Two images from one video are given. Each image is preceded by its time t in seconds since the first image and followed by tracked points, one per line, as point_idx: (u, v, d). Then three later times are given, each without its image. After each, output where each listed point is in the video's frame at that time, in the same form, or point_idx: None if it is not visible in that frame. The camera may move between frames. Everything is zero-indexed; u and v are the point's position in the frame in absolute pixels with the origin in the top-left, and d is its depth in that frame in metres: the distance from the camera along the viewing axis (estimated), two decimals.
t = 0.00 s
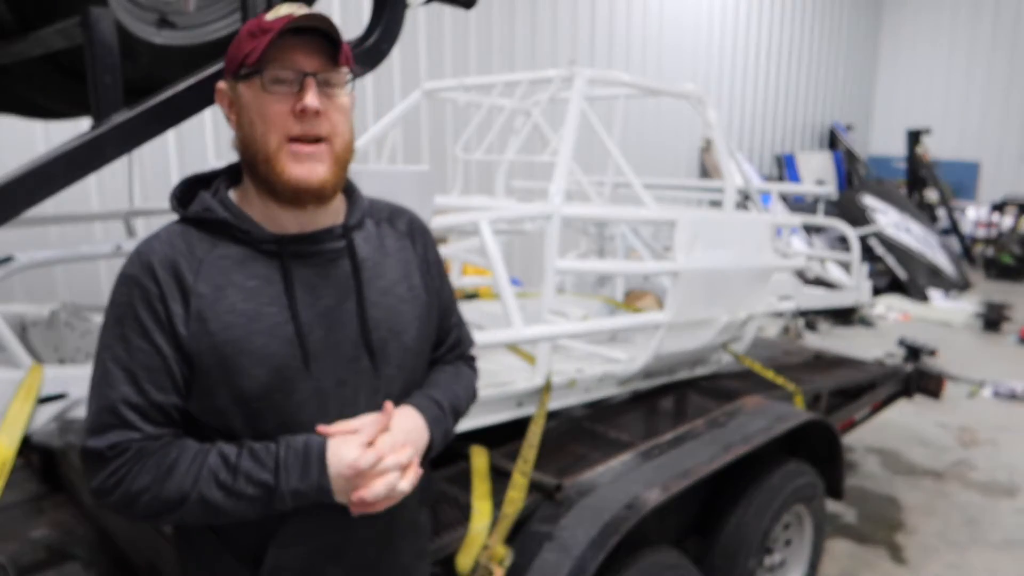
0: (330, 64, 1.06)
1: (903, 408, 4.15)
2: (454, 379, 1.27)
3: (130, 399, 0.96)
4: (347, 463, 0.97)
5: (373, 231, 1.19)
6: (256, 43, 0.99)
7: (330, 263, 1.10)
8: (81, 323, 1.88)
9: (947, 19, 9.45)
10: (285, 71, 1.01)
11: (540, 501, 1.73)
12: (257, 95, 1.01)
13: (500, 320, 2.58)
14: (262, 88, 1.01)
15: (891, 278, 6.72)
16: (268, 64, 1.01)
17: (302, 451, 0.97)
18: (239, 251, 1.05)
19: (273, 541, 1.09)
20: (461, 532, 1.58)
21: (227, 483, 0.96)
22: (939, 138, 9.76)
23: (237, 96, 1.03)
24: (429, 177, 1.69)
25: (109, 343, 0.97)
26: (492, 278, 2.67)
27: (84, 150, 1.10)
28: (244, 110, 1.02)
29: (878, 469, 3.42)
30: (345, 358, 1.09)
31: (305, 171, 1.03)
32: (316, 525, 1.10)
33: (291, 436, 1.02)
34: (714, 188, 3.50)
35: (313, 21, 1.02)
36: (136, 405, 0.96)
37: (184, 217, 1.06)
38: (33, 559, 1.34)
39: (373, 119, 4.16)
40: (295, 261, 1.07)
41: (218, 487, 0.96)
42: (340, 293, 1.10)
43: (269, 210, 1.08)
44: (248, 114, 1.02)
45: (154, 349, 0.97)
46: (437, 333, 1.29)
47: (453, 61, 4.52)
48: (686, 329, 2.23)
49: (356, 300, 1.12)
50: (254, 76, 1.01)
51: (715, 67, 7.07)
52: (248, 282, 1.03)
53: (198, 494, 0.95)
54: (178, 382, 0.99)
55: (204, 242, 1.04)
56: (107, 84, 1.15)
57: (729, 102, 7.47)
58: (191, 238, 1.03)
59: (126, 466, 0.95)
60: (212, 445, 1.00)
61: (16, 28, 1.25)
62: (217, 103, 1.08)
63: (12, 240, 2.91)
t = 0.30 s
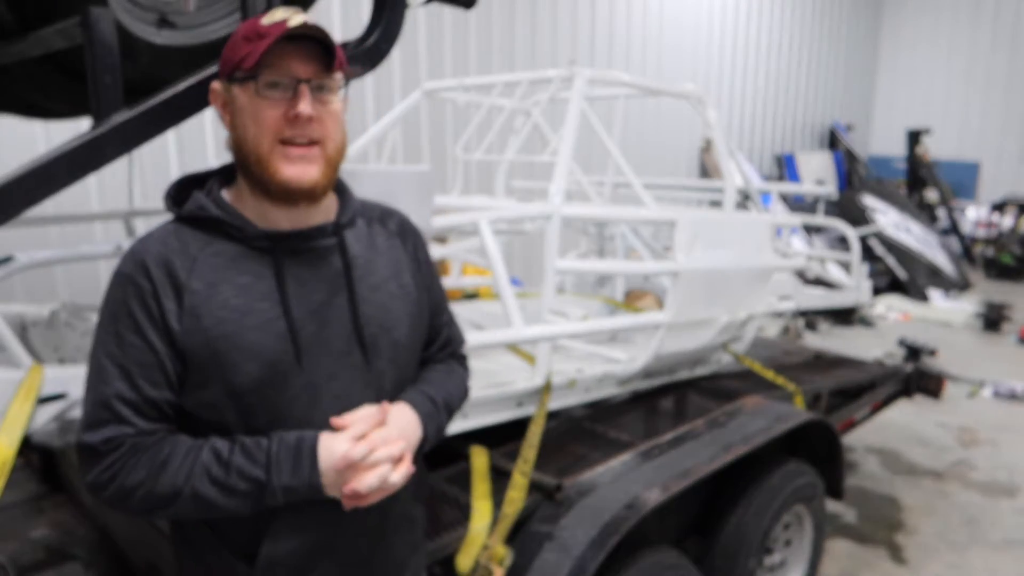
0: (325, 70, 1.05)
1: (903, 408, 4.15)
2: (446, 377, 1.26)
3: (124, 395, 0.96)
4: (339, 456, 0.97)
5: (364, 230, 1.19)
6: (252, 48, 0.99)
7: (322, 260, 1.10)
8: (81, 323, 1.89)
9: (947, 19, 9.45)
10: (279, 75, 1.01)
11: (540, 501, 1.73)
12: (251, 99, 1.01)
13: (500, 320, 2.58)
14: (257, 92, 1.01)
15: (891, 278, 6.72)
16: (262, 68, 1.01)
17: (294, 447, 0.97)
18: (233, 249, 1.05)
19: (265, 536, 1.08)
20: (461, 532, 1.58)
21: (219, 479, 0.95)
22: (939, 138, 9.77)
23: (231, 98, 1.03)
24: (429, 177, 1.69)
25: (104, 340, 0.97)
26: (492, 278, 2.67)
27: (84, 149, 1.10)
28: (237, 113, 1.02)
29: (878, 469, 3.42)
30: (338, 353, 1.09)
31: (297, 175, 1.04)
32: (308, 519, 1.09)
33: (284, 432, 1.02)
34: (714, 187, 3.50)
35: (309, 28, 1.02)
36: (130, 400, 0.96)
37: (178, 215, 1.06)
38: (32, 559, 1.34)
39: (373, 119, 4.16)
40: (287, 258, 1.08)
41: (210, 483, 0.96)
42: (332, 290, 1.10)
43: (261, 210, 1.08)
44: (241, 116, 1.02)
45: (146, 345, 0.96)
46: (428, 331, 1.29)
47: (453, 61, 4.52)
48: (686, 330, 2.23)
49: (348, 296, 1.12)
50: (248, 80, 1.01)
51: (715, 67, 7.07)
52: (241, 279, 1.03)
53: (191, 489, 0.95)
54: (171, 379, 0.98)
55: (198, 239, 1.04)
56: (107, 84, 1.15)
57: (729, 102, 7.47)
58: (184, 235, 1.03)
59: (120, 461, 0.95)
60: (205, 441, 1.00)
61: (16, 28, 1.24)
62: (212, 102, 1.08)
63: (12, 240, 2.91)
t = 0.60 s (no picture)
0: (309, 65, 1.05)
1: (903, 408, 4.15)
2: (440, 373, 1.27)
3: (122, 399, 0.96)
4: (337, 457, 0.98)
5: (358, 230, 1.18)
6: (234, 48, 0.99)
7: (317, 260, 1.10)
8: (81, 322, 1.89)
9: (947, 18, 9.45)
10: (263, 73, 1.01)
11: (540, 500, 1.73)
12: (237, 99, 1.01)
13: (500, 320, 2.59)
14: (242, 91, 1.01)
15: (891, 278, 6.73)
16: (246, 67, 1.00)
17: (292, 449, 0.97)
18: (230, 251, 1.05)
19: (264, 534, 1.08)
20: (460, 532, 1.58)
21: (219, 480, 0.96)
22: (939, 138, 9.77)
23: (218, 100, 1.02)
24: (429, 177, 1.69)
25: (101, 345, 0.97)
26: (492, 278, 2.67)
27: (84, 149, 1.10)
28: (224, 113, 1.02)
29: (878, 469, 3.42)
30: (333, 353, 1.09)
31: (288, 171, 1.03)
32: (306, 515, 1.10)
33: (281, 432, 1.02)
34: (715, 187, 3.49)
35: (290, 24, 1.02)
36: (127, 404, 0.96)
37: (173, 218, 1.05)
38: (33, 559, 1.34)
39: (373, 119, 4.16)
40: (283, 260, 1.07)
41: (208, 484, 0.96)
42: (327, 291, 1.10)
43: (255, 210, 1.07)
44: (229, 118, 1.02)
45: (143, 349, 0.96)
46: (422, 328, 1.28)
47: (453, 61, 4.52)
48: (686, 329, 2.23)
49: (343, 297, 1.12)
50: (233, 80, 1.01)
51: (715, 66, 7.07)
52: (238, 281, 1.03)
53: (189, 490, 0.96)
54: (168, 382, 0.99)
55: (194, 241, 1.04)
56: (107, 84, 1.15)
57: (729, 102, 7.47)
58: (180, 239, 1.03)
59: (118, 463, 0.95)
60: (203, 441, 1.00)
61: (16, 29, 1.24)
62: (199, 108, 1.08)
63: (12, 240, 2.91)
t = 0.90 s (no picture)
0: (305, 64, 1.05)
1: (903, 408, 4.15)
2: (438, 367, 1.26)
3: (116, 400, 0.96)
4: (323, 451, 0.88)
5: (354, 228, 1.18)
6: (230, 47, 0.99)
7: (312, 257, 1.11)
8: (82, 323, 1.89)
9: (947, 18, 9.45)
10: (260, 72, 1.01)
11: (540, 500, 1.73)
12: (234, 97, 1.01)
13: (500, 320, 2.58)
14: (239, 90, 1.01)
15: (891, 278, 6.73)
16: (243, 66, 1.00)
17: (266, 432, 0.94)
18: (226, 249, 1.05)
19: (269, 529, 1.09)
20: (461, 531, 1.58)
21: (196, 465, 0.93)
22: (939, 138, 9.77)
23: (215, 100, 1.03)
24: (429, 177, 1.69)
25: (96, 346, 0.97)
26: (491, 278, 2.67)
27: (83, 149, 1.10)
28: (222, 113, 1.02)
29: (878, 469, 3.42)
30: (330, 351, 1.09)
31: (286, 168, 1.03)
32: (307, 511, 1.10)
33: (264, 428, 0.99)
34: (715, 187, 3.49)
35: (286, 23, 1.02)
36: (121, 404, 0.96)
37: (169, 218, 1.06)
38: (34, 559, 1.34)
39: (373, 119, 4.16)
40: (278, 257, 1.08)
41: (189, 472, 0.93)
42: (324, 288, 1.10)
43: (252, 210, 1.07)
44: (227, 116, 1.02)
45: (136, 350, 0.96)
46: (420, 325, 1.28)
47: (453, 61, 4.52)
48: (686, 329, 2.22)
49: (340, 294, 1.12)
50: (230, 79, 1.01)
51: (715, 66, 7.07)
52: (233, 280, 1.03)
53: (170, 481, 0.93)
54: (163, 383, 0.98)
55: (191, 242, 1.04)
56: (107, 84, 1.15)
57: (729, 102, 7.46)
58: (175, 238, 1.03)
59: (107, 459, 0.95)
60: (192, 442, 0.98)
61: (15, 29, 1.24)
62: (197, 109, 1.08)
63: (13, 240, 2.91)
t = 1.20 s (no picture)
0: (303, 61, 1.05)
1: (904, 408, 4.15)
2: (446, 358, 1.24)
3: (117, 405, 0.96)
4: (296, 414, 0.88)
5: (357, 226, 1.18)
6: (228, 46, 0.99)
7: (315, 255, 1.10)
8: (81, 323, 1.90)
9: (947, 18, 9.45)
10: (259, 69, 1.01)
11: (541, 500, 1.73)
12: (233, 96, 1.01)
13: (500, 320, 2.58)
14: (238, 88, 1.01)
15: (891, 278, 6.73)
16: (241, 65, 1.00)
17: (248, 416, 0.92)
18: (228, 250, 1.05)
19: (274, 528, 1.07)
20: (460, 532, 1.58)
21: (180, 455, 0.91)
22: (939, 138, 9.76)
23: (214, 99, 1.02)
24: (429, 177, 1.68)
25: (97, 350, 0.98)
26: (491, 278, 2.68)
27: (84, 149, 1.10)
28: (222, 112, 1.02)
29: (878, 469, 3.42)
30: (334, 349, 1.08)
31: (287, 164, 1.02)
32: (315, 517, 1.08)
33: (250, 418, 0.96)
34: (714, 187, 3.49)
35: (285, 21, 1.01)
36: (123, 408, 0.96)
37: (171, 221, 1.06)
38: (33, 559, 1.34)
39: (373, 119, 4.16)
40: (280, 256, 1.08)
41: (177, 462, 0.91)
42: (327, 287, 1.10)
43: (254, 209, 1.07)
44: (226, 114, 1.02)
45: (136, 354, 0.97)
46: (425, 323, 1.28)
47: (453, 60, 4.52)
48: (686, 329, 2.22)
49: (344, 292, 1.11)
50: (228, 78, 1.00)
51: (715, 65, 7.07)
52: (235, 280, 1.03)
53: (161, 474, 0.91)
54: (165, 387, 0.99)
55: (192, 242, 1.04)
56: (107, 84, 1.15)
57: (729, 102, 7.46)
58: (176, 241, 1.03)
59: (103, 457, 0.94)
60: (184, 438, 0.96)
61: (15, 29, 1.25)
62: (196, 110, 1.08)
63: (12, 240, 2.91)
